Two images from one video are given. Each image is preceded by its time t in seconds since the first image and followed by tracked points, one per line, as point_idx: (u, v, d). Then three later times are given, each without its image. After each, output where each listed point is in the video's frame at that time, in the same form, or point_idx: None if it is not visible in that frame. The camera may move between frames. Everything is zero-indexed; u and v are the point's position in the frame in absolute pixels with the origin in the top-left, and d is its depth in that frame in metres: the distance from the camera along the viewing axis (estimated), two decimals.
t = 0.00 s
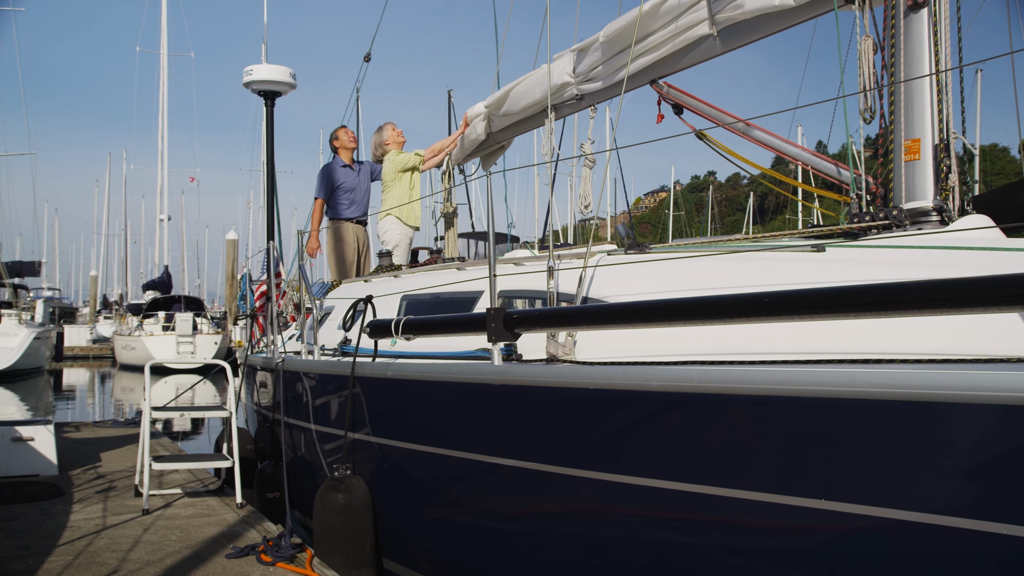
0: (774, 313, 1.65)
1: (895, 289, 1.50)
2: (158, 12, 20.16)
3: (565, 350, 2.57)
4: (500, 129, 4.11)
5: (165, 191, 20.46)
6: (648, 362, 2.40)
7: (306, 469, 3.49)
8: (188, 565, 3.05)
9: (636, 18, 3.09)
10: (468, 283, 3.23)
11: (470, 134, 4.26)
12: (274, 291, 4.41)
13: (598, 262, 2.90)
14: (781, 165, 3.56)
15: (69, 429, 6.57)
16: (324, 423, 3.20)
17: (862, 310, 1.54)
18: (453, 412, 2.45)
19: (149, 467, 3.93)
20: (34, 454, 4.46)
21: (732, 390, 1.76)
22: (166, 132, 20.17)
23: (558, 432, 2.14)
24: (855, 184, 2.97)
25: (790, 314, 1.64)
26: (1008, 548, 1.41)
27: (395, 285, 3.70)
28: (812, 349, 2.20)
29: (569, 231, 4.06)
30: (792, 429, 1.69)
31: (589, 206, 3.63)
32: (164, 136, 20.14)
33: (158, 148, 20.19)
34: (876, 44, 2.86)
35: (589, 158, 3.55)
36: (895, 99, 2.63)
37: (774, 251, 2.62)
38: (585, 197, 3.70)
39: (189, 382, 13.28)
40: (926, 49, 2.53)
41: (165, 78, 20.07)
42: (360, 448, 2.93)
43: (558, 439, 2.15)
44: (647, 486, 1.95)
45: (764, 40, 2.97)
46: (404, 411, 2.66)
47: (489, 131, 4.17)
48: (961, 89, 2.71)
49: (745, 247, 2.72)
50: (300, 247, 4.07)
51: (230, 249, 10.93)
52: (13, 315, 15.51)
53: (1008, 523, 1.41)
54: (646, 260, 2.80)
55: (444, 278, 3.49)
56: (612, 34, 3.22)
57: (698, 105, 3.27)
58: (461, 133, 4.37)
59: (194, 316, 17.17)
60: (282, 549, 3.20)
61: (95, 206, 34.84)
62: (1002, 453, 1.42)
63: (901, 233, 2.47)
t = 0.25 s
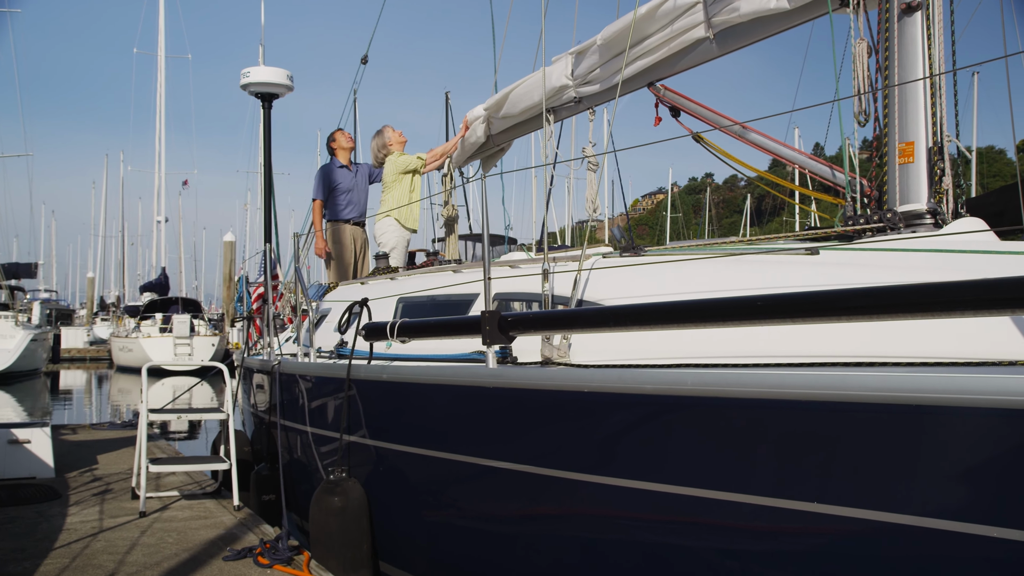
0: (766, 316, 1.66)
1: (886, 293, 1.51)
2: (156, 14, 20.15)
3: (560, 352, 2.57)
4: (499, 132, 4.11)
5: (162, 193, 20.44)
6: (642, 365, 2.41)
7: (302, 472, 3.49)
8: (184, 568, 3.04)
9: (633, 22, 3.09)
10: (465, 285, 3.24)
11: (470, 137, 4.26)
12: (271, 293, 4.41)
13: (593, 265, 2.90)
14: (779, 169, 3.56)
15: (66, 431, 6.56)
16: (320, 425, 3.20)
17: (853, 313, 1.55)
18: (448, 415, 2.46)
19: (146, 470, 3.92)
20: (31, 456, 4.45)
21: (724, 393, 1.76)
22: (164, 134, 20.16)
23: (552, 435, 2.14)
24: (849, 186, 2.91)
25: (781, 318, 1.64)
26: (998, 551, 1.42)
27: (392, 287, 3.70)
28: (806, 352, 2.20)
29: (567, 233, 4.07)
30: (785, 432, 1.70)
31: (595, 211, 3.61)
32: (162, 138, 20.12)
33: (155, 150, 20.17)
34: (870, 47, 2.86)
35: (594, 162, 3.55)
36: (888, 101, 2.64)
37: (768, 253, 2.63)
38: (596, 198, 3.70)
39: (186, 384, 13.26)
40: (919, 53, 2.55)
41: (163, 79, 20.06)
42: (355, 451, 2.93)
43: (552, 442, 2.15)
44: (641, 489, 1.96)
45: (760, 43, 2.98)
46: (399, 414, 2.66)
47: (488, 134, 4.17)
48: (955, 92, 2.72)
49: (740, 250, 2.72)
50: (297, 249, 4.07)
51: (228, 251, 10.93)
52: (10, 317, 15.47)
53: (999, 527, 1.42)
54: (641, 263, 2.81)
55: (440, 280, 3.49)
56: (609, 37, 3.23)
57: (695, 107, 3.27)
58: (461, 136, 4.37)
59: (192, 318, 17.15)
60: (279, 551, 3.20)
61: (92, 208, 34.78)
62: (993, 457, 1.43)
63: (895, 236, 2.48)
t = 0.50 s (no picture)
0: (760, 318, 1.67)
1: (879, 295, 1.52)
2: (153, 15, 20.13)
3: (555, 354, 2.60)
4: (497, 134, 4.11)
5: (159, 194, 20.41)
6: (637, 366, 2.41)
7: (298, 474, 3.48)
8: (181, 570, 3.04)
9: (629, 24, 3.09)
10: (461, 287, 3.24)
11: (468, 139, 4.26)
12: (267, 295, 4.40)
13: (588, 267, 2.91)
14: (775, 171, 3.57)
15: (62, 433, 6.54)
16: (316, 427, 3.20)
17: (846, 316, 1.55)
18: (442, 417, 2.46)
19: (143, 472, 3.91)
20: (27, 458, 4.44)
21: (718, 395, 1.76)
22: (161, 135, 20.12)
23: (547, 438, 2.15)
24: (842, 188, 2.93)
25: (775, 320, 1.65)
26: (992, 554, 1.42)
27: (388, 289, 3.70)
28: (800, 354, 2.21)
29: (564, 235, 4.10)
30: (777, 434, 1.70)
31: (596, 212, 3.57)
32: (159, 139, 20.08)
33: (152, 151, 20.14)
34: (864, 49, 2.87)
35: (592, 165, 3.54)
36: (882, 103, 2.65)
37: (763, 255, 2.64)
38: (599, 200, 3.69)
39: (183, 386, 13.23)
40: (913, 55, 2.56)
41: (159, 80, 20.03)
42: (351, 453, 2.93)
43: (546, 444, 2.15)
44: (636, 490, 1.96)
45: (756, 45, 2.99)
46: (394, 416, 2.66)
47: (486, 136, 4.17)
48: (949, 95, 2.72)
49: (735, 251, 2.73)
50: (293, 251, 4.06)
51: (225, 253, 10.92)
52: (7, 318, 15.43)
53: (993, 530, 1.42)
54: (636, 264, 2.81)
55: (436, 281, 3.49)
56: (605, 40, 3.23)
57: (691, 109, 3.28)
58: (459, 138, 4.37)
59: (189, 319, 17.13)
60: (276, 553, 3.20)
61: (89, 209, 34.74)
62: (987, 460, 1.43)
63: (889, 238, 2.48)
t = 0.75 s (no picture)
0: (753, 320, 1.67)
1: (871, 296, 1.52)
2: (150, 15, 20.09)
3: (550, 356, 2.57)
4: (495, 135, 4.11)
5: (156, 195, 20.38)
6: (632, 367, 2.42)
7: (294, 475, 3.48)
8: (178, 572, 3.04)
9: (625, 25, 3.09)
10: (457, 288, 3.24)
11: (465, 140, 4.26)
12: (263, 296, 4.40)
13: (584, 268, 2.91)
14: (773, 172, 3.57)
15: (60, 434, 6.53)
16: (312, 429, 3.20)
17: (838, 317, 1.56)
18: (438, 419, 2.46)
19: (140, 474, 3.91)
20: (24, 459, 4.43)
21: (712, 397, 1.77)
22: (157, 136, 20.09)
23: (541, 439, 2.15)
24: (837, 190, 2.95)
25: (767, 322, 1.65)
26: (987, 555, 1.43)
27: (384, 290, 3.70)
28: (794, 355, 2.21)
29: (562, 238, 4.08)
30: (770, 435, 1.71)
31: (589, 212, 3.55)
32: (155, 139, 20.04)
33: (149, 151, 20.10)
34: (858, 51, 2.87)
35: (587, 165, 3.54)
36: (876, 104, 2.65)
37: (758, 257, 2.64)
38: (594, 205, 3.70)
39: (180, 386, 13.21)
40: (907, 57, 2.56)
41: (156, 80, 19.98)
42: (347, 454, 2.93)
43: (541, 446, 2.16)
44: (630, 492, 1.97)
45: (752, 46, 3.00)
46: (389, 418, 2.66)
47: (484, 137, 4.17)
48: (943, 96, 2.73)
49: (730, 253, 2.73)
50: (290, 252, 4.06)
51: (222, 254, 10.91)
52: (4, 319, 15.41)
53: (988, 531, 1.43)
54: (632, 266, 2.81)
55: (432, 282, 3.49)
56: (602, 40, 3.24)
57: (687, 111, 3.28)
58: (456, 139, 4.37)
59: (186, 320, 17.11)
60: (273, 555, 3.20)
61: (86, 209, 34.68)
62: (981, 461, 1.43)
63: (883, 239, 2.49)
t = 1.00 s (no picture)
0: (747, 321, 1.68)
1: (864, 297, 1.53)
2: (147, 15, 20.07)
3: (545, 357, 2.56)
4: (492, 135, 4.11)
5: (154, 195, 20.35)
6: (628, 368, 2.42)
7: (291, 475, 3.48)
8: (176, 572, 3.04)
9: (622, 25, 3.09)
10: (454, 289, 3.24)
11: (462, 140, 4.26)
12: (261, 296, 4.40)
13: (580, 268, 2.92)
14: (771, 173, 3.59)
15: (58, 435, 6.52)
16: (309, 429, 3.20)
17: (831, 318, 1.56)
18: (435, 419, 2.46)
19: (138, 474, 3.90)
20: (22, 460, 4.43)
21: (707, 397, 1.78)
22: (155, 136, 20.06)
23: (537, 439, 2.16)
24: (833, 190, 2.94)
25: (762, 322, 1.66)
26: (981, 555, 1.43)
27: (381, 290, 3.70)
28: (790, 355, 2.22)
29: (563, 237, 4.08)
30: (765, 436, 1.71)
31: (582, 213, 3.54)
32: (153, 139, 20.02)
33: (146, 151, 20.06)
34: (854, 52, 2.87)
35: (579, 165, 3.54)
36: (873, 104, 2.66)
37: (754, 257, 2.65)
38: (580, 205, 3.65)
39: (178, 387, 13.20)
40: (902, 57, 2.57)
41: (153, 80, 19.95)
42: (344, 455, 2.93)
43: (538, 446, 2.16)
44: (626, 492, 1.97)
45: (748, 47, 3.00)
46: (386, 418, 2.67)
47: (481, 137, 4.17)
48: (939, 96, 2.73)
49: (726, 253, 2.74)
50: (287, 252, 4.06)
51: (220, 254, 10.90)
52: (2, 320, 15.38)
53: (985, 531, 1.43)
54: (628, 266, 2.82)
55: (429, 283, 3.49)
56: (599, 41, 3.24)
57: (684, 111, 3.28)
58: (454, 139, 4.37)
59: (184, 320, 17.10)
60: (271, 556, 3.20)
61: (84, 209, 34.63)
62: (975, 461, 1.44)
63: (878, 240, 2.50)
